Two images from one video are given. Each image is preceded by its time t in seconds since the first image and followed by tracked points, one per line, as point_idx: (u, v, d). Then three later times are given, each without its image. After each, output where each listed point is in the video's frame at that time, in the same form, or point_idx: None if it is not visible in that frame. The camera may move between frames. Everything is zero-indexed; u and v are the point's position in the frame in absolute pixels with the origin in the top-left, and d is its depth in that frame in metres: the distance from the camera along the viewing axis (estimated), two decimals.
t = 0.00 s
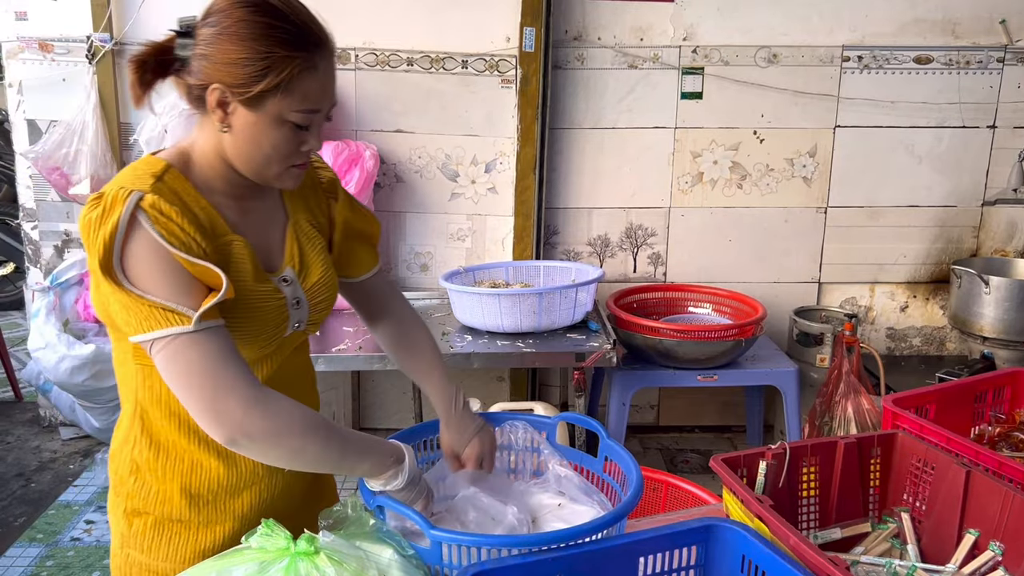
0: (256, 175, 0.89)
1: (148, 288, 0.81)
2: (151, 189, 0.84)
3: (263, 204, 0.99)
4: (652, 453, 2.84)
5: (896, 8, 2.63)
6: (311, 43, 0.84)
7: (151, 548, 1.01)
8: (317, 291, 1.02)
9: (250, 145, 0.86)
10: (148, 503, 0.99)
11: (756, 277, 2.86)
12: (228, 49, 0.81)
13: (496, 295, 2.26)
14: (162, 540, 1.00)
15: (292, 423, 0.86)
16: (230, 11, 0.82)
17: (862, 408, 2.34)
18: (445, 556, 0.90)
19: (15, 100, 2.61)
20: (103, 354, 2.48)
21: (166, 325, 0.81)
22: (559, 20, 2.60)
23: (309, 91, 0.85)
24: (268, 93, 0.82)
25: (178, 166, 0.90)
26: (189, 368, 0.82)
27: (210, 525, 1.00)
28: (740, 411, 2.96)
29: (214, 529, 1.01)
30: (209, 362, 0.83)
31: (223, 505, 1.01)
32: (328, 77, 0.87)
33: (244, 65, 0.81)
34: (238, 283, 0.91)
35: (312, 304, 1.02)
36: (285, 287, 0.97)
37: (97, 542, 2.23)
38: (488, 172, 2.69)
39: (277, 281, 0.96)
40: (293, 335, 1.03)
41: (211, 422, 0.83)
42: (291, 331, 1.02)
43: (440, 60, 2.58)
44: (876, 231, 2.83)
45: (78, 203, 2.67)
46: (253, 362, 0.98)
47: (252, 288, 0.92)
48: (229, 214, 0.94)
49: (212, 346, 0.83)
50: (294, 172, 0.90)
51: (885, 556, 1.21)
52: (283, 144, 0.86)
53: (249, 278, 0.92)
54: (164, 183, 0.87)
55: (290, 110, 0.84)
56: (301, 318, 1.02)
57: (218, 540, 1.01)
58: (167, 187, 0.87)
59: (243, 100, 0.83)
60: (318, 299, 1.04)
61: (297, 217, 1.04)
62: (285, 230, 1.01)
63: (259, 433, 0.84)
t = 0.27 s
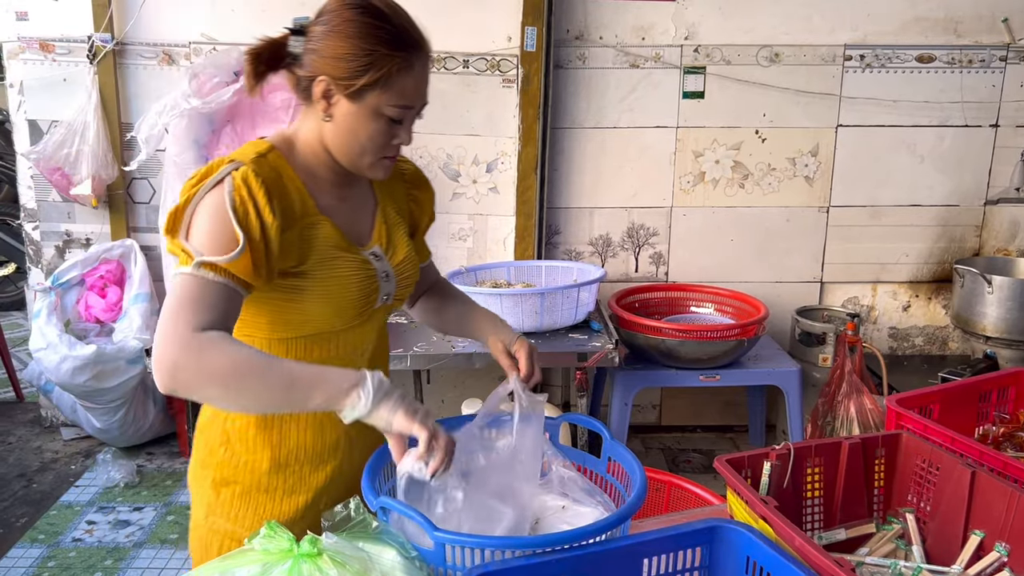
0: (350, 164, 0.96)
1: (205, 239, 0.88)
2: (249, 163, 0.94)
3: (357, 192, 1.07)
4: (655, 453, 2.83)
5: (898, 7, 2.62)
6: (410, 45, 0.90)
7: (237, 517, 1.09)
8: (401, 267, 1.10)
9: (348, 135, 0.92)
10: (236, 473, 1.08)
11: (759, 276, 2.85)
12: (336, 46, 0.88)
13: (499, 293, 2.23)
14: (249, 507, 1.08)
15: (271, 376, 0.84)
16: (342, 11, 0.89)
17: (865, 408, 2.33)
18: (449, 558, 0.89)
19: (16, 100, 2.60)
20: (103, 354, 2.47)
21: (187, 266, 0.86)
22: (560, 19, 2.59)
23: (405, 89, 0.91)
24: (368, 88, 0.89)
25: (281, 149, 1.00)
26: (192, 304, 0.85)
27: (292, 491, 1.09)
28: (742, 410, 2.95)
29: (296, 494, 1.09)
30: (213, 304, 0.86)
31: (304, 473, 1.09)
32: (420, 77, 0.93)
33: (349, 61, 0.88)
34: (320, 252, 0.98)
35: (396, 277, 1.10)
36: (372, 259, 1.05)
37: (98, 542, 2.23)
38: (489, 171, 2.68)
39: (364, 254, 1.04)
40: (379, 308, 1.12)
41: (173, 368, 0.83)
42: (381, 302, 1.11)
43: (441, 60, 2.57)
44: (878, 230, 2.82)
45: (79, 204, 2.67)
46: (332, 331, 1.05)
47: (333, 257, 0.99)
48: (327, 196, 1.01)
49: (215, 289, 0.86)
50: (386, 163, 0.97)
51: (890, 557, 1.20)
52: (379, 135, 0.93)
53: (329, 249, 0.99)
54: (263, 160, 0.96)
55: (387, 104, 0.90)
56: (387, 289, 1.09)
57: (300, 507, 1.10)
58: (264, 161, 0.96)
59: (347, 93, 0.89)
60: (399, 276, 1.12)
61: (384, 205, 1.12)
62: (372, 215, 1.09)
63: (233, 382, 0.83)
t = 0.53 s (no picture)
0: (458, 181, 1.00)
1: (273, 207, 0.93)
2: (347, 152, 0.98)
3: (444, 206, 1.10)
4: (657, 453, 2.82)
5: (900, 5, 2.61)
6: (525, 74, 0.94)
7: (258, 482, 1.15)
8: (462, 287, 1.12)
9: (462, 157, 0.97)
10: (263, 440, 1.13)
11: (761, 276, 2.84)
12: (455, 74, 0.91)
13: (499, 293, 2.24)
14: (268, 475, 1.13)
15: (253, 342, 0.85)
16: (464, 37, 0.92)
17: (868, 408, 2.33)
18: (451, 561, 0.88)
19: (17, 100, 2.60)
20: (104, 355, 2.46)
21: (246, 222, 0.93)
22: (562, 19, 2.59)
23: (518, 116, 0.95)
24: (484, 114, 0.92)
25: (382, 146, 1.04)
26: (229, 260, 0.90)
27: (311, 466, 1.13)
28: (744, 410, 2.94)
29: (315, 470, 1.13)
30: (245, 268, 0.91)
31: (325, 451, 1.13)
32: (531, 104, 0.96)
33: (467, 90, 0.91)
34: (383, 253, 1.01)
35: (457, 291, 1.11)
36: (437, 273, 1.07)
37: (99, 543, 2.22)
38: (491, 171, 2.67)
39: (430, 264, 1.05)
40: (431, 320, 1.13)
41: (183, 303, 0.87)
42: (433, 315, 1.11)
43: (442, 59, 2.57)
44: (881, 230, 2.81)
45: (79, 204, 2.66)
46: (383, 326, 1.07)
47: (393, 262, 1.01)
48: (411, 203, 1.04)
49: (255, 254, 0.91)
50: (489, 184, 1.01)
51: (895, 559, 1.20)
52: (489, 159, 0.97)
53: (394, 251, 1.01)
54: (361, 150, 1.00)
55: (499, 130, 0.94)
56: (444, 306, 1.11)
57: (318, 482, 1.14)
58: (364, 156, 0.99)
59: (465, 119, 0.93)
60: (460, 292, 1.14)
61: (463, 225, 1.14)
62: (452, 237, 1.11)
63: (223, 335, 0.85)
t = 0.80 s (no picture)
0: (535, 245, 1.14)
1: (358, 210, 1.06)
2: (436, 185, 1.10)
3: (495, 270, 1.20)
4: (659, 453, 2.82)
5: (904, 4, 2.60)
6: (603, 153, 1.07)
7: (265, 454, 1.22)
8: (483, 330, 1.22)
9: (541, 222, 1.10)
10: (271, 411, 1.21)
11: (763, 276, 2.83)
12: (540, 146, 1.06)
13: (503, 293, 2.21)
14: (276, 446, 1.21)
15: (279, 316, 1.00)
16: (551, 118, 1.07)
17: (871, 408, 2.33)
18: (453, 564, 0.87)
19: (18, 100, 2.59)
20: (105, 356, 2.46)
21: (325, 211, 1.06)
22: (564, 18, 2.58)
23: (593, 187, 1.08)
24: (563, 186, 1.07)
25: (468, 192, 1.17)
26: (297, 246, 1.06)
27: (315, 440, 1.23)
28: (747, 411, 2.94)
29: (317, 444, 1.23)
30: (302, 258, 1.06)
31: (329, 429, 1.23)
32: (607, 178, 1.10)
33: (550, 161, 1.05)
34: (427, 284, 1.12)
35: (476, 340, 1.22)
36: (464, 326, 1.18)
37: (100, 544, 2.22)
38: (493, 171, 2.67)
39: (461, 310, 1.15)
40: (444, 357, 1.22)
41: (241, 268, 1.03)
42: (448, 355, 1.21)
43: (444, 58, 2.56)
44: (883, 229, 2.80)
45: (80, 204, 2.66)
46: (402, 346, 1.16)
47: (427, 299, 1.12)
48: (471, 252, 1.17)
49: (316, 248, 1.06)
50: (563, 252, 1.14)
51: (900, 562, 1.20)
52: (567, 225, 1.11)
53: (438, 284, 1.12)
54: (446, 187, 1.13)
55: (577, 200, 1.08)
56: (456, 356, 1.22)
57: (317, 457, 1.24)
58: (445, 195, 1.12)
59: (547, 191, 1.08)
60: (478, 344, 1.24)
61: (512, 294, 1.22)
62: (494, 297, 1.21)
63: (259, 308, 1.00)
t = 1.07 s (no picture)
0: (526, 224, 1.08)
1: (354, 214, 1.04)
2: (433, 181, 1.09)
3: (506, 253, 1.19)
4: (662, 454, 2.81)
5: (908, 3, 2.59)
6: (591, 124, 0.99)
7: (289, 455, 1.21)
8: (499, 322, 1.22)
9: (527, 200, 1.05)
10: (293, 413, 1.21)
11: (767, 275, 2.82)
12: (522, 120, 1.01)
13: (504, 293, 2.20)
14: (300, 446, 1.21)
15: (292, 327, 0.96)
16: (535, 89, 1.01)
17: (875, 409, 2.32)
18: (454, 568, 0.87)
19: (19, 100, 2.59)
20: (107, 356, 2.46)
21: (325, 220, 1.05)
22: (566, 17, 2.57)
23: (580, 162, 1.00)
24: (544, 159, 1.00)
25: (468, 180, 1.15)
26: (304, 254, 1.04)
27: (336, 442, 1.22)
28: (750, 411, 2.93)
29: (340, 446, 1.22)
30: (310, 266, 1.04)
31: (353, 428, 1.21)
32: (601, 153, 1.01)
33: (530, 135, 1.00)
34: (438, 280, 1.11)
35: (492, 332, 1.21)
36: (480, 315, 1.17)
37: (102, 545, 2.22)
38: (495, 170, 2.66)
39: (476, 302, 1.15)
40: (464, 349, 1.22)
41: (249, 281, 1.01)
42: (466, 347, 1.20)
43: (446, 58, 2.55)
44: (887, 229, 2.79)
45: (82, 204, 2.66)
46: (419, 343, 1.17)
47: (441, 292, 1.11)
48: (479, 241, 1.14)
49: (322, 255, 1.04)
50: (556, 231, 1.07)
51: (905, 565, 1.19)
52: (553, 204, 1.04)
53: (450, 282, 1.11)
54: (444, 180, 1.11)
55: (560, 175, 1.01)
56: (476, 344, 1.21)
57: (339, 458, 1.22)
58: (445, 189, 1.11)
59: (532, 166, 1.02)
60: (495, 331, 1.23)
61: (523, 276, 1.23)
62: (507, 282, 1.20)
63: (267, 319, 0.96)
